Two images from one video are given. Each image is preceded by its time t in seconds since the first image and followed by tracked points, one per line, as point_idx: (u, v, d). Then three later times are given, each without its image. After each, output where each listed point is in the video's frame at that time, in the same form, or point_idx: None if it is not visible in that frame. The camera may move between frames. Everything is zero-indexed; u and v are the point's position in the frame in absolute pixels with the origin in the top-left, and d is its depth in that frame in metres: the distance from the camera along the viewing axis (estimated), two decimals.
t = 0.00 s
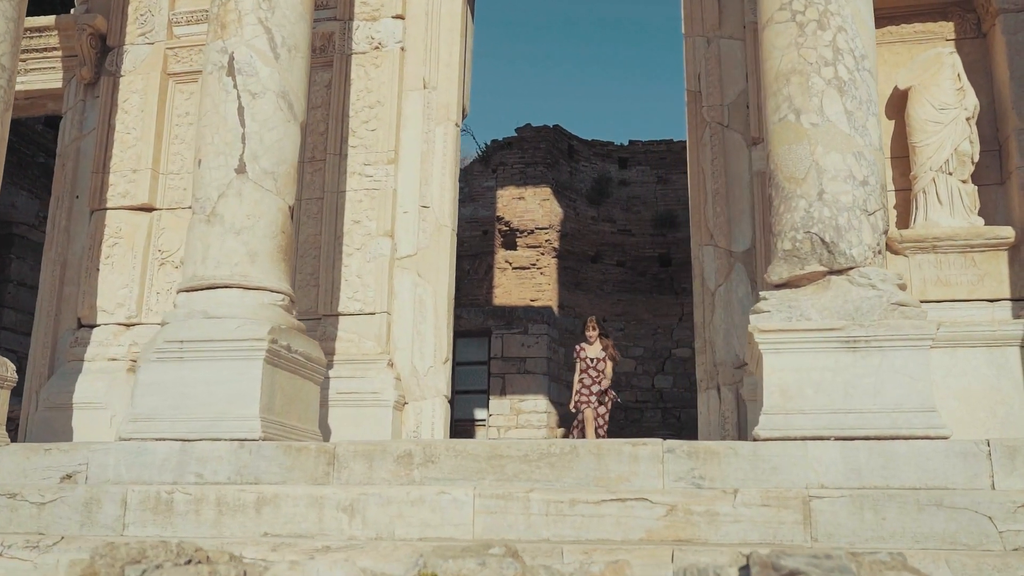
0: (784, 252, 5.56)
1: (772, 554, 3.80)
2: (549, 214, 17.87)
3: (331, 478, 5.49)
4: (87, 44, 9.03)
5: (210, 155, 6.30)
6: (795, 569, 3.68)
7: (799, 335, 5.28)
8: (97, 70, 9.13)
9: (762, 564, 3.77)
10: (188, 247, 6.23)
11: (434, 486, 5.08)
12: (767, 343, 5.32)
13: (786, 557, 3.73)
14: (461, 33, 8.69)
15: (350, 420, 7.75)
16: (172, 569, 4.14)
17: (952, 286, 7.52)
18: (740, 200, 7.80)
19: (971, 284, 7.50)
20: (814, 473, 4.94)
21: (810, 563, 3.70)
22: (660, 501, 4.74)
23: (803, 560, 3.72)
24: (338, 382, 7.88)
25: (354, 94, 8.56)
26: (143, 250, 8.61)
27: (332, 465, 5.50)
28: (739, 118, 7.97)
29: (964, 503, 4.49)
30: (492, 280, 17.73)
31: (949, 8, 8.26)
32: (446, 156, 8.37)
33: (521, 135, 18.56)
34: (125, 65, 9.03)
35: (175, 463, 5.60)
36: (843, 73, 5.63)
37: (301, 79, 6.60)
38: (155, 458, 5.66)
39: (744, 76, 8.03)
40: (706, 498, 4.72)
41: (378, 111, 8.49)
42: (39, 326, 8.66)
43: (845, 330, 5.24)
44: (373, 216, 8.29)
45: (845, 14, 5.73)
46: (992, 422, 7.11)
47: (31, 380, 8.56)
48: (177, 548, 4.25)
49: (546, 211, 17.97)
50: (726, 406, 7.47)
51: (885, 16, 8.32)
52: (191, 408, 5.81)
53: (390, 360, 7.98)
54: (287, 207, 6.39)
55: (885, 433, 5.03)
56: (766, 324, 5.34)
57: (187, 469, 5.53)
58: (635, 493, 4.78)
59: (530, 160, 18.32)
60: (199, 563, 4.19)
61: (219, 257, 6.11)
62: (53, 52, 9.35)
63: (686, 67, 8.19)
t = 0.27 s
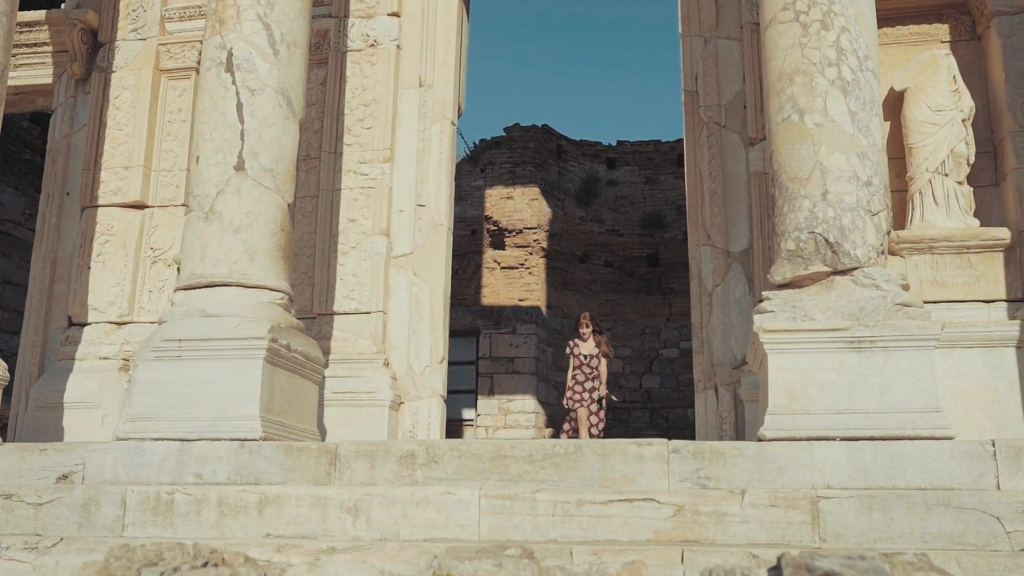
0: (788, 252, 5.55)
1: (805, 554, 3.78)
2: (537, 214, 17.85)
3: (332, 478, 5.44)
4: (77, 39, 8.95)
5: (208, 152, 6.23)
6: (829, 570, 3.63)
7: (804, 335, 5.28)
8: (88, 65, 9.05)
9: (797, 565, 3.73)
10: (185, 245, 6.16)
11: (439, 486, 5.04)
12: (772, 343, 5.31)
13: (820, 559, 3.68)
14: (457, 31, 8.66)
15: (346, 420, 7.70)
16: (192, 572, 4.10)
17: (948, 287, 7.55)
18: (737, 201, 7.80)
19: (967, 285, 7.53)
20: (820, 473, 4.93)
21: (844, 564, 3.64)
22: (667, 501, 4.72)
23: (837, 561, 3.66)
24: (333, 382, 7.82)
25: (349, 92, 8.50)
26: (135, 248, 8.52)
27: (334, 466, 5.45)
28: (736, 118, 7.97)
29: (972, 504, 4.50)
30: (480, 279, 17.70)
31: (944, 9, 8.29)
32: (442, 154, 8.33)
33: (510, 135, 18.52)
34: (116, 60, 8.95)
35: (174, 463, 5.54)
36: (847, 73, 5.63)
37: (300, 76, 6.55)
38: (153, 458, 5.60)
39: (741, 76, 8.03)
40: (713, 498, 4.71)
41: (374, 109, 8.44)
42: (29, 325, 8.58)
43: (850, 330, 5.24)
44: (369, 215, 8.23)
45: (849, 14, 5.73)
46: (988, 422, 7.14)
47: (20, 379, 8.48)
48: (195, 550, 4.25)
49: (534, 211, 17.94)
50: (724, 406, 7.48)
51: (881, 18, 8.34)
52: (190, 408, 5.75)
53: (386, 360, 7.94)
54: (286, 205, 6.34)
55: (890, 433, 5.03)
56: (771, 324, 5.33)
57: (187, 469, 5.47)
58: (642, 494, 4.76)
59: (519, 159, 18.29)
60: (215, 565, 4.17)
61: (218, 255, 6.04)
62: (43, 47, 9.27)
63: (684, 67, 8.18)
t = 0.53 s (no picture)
0: (790, 252, 5.55)
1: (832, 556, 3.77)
2: (526, 213, 17.82)
3: (331, 479, 5.39)
4: (69, 33, 8.87)
5: (205, 149, 6.18)
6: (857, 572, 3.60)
7: (807, 336, 5.28)
8: (80, 60, 8.97)
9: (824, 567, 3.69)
10: (182, 242, 6.10)
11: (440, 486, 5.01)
12: (775, 344, 5.31)
13: (848, 561, 3.66)
14: (453, 29, 8.64)
15: (340, 419, 7.65)
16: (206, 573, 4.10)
17: (944, 289, 7.56)
18: (733, 202, 7.80)
19: (962, 287, 7.55)
20: (823, 474, 4.93)
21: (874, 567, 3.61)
22: (672, 502, 4.71)
23: (865, 564, 3.64)
24: (327, 381, 7.77)
25: (344, 89, 8.45)
26: (127, 245, 8.46)
27: (334, 466, 5.41)
28: (733, 118, 7.97)
29: (976, 505, 4.50)
30: (468, 278, 17.67)
31: (939, 13, 8.33)
32: (438, 153, 8.30)
33: (499, 134, 18.49)
34: (108, 56, 8.88)
35: (172, 463, 5.48)
36: (849, 75, 5.64)
37: (298, 73, 6.51)
38: (150, 458, 5.54)
39: (737, 77, 8.03)
40: (718, 499, 4.69)
41: (369, 107, 8.40)
42: (18, 322, 8.49)
43: (853, 332, 5.24)
44: (364, 213, 8.19)
45: (851, 15, 5.74)
46: (983, 424, 7.17)
47: (9, 377, 8.39)
48: (208, 551, 4.24)
49: (523, 211, 17.92)
50: (719, 407, 7.47)
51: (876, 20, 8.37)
52: (187, 407, 5.69)
53: (381, 359, 7.89)
54: (284, 203, 6.30)
55: (892, 434, 5.03)
56: (774, 325, 5.33)
57: (185, 469, 5.41)
58: (646, 495, 4.75)
59: (508, 159, 18.26)
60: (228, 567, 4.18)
61: (215, 252, 5.99)
62: (34, 42, 9.21)
63: (680, 67, 8.18)
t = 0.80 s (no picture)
0: (793, 254, 5.56)
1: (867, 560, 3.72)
2: (511, 213, 17.79)
3: (333, 480, 5.34)
4: (57, 28, 8.78)
5: (202, 145, 6.11)
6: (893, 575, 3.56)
7: (811, 337, 5.28)
8: (68, 55, 8.88)
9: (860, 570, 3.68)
10: (179, 240, 6.03)
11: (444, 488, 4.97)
12: (779, 345, 5.30)
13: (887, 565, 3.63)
14: (447, 27, 8.61)
15: (333, 420, 7.59)
16: None
17: (938, 292, 7.60)
18: (729, 203, 7.80)
19: (956, 289, 7.59)
20: (828, 475, 4.93)
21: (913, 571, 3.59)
22: (679, 504, 4.69)
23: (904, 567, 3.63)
24: (321, 381, 7.70)
25: (337, 87, 8.39)
26: (116, 243, 8.38)
27: (335, 467, 5.36)
28: (729, 119, 7.97)
29: (983, 507, 4.51)
30: (453, 278, 17.62)
31: (933, 16, 8.37)
32: (432, 152, 8.25)
33: (484, 134, 18.42)
34: (97, 51, 8.79)
35: (169, 464, 5.41)
36: (853, 77, 5.65)
37: (296, 70, 6.45)
38: (147, 459, 5.46)
39: (733, 78, 8.04)
40: (725, 501, 4.68)
41: (363, 105, 8.34)
42: (5, 320, 8.37)
43: (857, 333, 5.24)
44: (358, 212, 8.13)
45: (854, 17, 5.75)
46: (977, 426, 7.20)
47: None
48: (227, 555, 4.20)
49: (508, 211, 17.88)
50: (715, 408, 7.47)
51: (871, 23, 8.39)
52: (185, 407, 5.62)
53: (374, 359, 7.84)
54: (282, 201, 6.24)
55: (897, 436, 5.04)
56: (778, 326, 5.32)
57: (183, 470, 5.34)
58: (653, 496, 4.73)
59: (493, 158, 18.20)
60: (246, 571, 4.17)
61: (212, 250, 5.93)
62: (21, 36, 9.14)
63: (676, 68, 8.18)
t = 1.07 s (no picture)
0: (793, 255, 5.57)
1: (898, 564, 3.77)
2: (496, 213, 17.77)
3: (332, 481, 5.29)
4: (44, 22, 8.60)
5: (198, 142, 6.05)
6: None
7: (812, 339, 5.28)
8: (55, 49, 8.74)
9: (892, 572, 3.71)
10: (174, 238, 5.97)
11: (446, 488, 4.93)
12: (780, 346, 5.30)
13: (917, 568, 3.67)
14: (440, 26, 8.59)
15: (325, 420, 7.53)
16: None
17: (930, 294, 7.63)
18: (723, 204, 7.81)
19: (948, 291, 7.62)
20: (830, 477, 4.93)
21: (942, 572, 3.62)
22: (683, 505, 4.68)
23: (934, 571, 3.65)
24: (312, 381, 7.64)
25: (330, 85, 8.34)
26: (104, 240, 8.29)
27: (333, 467, 5.32)
28: (723, 121, 7.98)
29: (986, 509, 4.52)
30: (437, 278, 17.58)
31: (924, 19, 8.41)
32: (426, 150, 8.22)
33: (470, 133, 18.37)
34: (85, 46, 8.70)
35: (165, 464, 5.34)
36: (853, 79, 5.67)
37: (293, 67, 6.40)
38: (142, 459, 5.39)
39: (727, 80, 8.05)
40: (729, 503, 4.67)
41: (356, 103, 8.29)
42: None
43: (858, 335, 5.25)
44: (350, 210, 8.08)
45: (854, 19, 5.77)
46: (968, 428, 7.23)
47: None
48: (245, 559, 4.02)
49: (493, 210, 17.86)
50: (709, 409, 7.47)
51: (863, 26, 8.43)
52: (180, 406, 5.56)
53: (367, 359, 7.78)
54: (278, 199, 6.19)
55: (897, 438, 5.05)
56: (779, 328, 5.33)
57: (178, 471, 5.27)
58: (657, 498, 4.71)
59: (479, 158, 18.15)
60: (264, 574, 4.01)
61: (208, 249, 5.87)
62: (8, 30, 9.08)
63: (670, 69, 8.19)
